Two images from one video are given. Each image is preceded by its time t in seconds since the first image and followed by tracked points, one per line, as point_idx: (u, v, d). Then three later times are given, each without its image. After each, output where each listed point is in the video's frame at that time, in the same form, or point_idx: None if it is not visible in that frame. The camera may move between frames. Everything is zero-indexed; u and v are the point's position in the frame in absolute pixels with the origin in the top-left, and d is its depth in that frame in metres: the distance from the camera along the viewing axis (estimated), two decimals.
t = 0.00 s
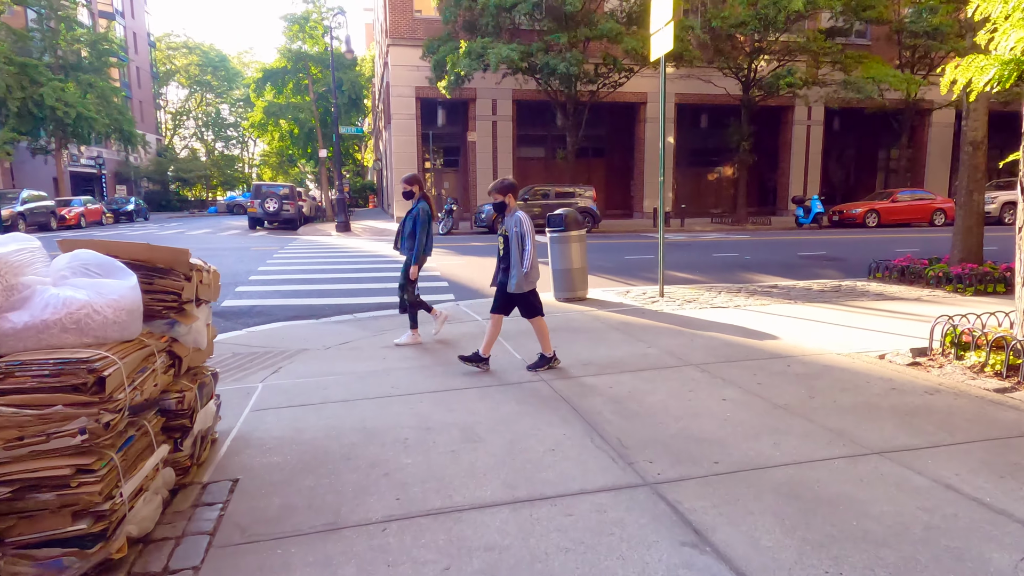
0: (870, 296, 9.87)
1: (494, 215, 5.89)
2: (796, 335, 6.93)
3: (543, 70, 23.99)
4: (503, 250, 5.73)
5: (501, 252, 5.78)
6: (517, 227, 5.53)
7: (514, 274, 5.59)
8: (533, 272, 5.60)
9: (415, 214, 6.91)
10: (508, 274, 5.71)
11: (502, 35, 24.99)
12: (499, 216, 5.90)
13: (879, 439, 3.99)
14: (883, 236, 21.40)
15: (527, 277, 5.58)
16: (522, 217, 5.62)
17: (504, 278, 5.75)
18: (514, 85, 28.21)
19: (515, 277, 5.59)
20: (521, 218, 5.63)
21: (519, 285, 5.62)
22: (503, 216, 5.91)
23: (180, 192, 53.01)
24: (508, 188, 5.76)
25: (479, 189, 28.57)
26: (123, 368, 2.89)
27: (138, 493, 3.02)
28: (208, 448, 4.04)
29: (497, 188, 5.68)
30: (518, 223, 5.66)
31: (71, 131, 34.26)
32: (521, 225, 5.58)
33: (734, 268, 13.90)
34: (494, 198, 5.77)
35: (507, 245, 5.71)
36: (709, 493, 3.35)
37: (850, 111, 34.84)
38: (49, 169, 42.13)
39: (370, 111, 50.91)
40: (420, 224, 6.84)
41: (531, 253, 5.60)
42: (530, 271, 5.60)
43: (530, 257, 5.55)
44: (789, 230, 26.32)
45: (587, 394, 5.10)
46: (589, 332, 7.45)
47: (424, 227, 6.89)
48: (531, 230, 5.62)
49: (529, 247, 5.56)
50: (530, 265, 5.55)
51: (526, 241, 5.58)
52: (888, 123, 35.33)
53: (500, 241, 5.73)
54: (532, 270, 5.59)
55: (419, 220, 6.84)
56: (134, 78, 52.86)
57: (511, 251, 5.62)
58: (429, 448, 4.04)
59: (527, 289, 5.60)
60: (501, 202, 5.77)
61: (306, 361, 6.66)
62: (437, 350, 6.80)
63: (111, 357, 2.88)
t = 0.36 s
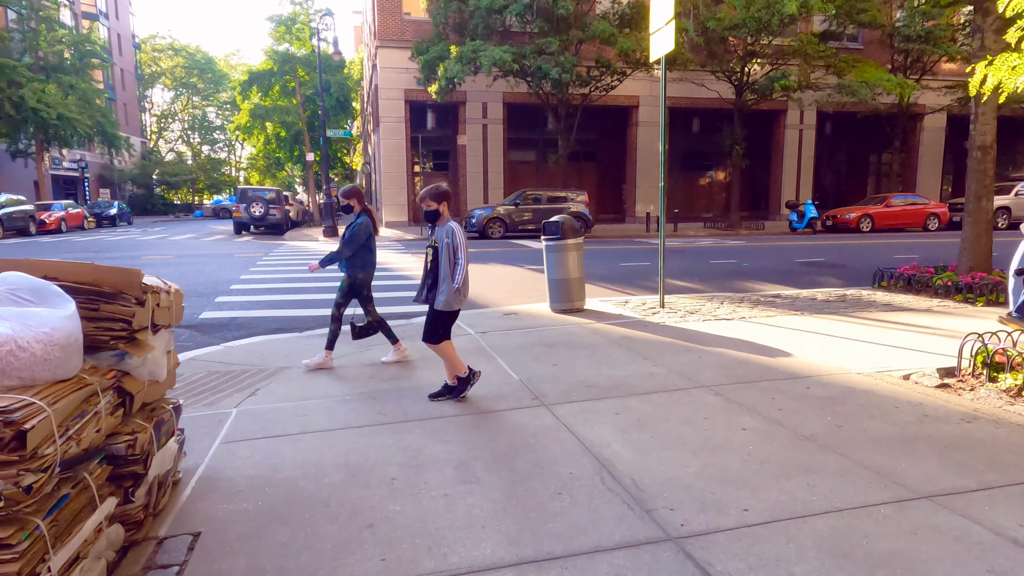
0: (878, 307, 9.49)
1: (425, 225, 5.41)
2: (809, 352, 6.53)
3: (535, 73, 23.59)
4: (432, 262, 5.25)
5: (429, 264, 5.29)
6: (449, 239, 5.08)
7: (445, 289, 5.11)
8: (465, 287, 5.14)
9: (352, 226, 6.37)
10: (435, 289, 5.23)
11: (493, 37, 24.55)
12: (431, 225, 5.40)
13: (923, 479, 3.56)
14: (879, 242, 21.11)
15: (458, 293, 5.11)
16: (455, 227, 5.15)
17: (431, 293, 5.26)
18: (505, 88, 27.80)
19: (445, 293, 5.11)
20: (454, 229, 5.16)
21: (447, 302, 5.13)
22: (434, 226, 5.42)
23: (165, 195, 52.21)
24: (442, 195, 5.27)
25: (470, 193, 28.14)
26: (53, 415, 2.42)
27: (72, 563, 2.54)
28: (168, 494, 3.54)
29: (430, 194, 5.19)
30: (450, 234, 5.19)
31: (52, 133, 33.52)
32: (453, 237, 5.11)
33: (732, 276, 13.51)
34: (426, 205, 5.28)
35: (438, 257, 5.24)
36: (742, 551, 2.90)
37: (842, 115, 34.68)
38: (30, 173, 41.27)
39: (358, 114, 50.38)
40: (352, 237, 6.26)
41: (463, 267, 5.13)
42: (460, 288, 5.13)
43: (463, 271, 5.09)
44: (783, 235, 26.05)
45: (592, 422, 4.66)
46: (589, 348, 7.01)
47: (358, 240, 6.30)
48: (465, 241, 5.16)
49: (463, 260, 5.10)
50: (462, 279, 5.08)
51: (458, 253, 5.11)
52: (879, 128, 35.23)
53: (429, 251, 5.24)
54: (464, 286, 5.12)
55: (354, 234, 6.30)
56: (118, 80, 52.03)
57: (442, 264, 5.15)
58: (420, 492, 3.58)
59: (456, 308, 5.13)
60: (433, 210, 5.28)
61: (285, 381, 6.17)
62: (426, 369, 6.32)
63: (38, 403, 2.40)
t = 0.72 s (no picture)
0: (894, 313, 9.07)
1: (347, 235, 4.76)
2: (831, 363, 6.09)
3: (532, 72, 23.18)
4: (353, 278, 4.61)
5: (352, 280, 4.65)
6: (369, 254, 4.43)
7: (367, 311, 4.47)
8: (391, 308, 4.50)
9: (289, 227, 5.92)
10: (358, 309, 4.59)
11: (490, 35, 24.12)
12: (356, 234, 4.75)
13: (985, 515, 3.13)
14: (882, 244, 20.73)
15: (382, 315, 4.47)
16: (378, 239, 4.50)
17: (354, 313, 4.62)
18: (502, 87, 27.37)
19: (367, 315, 4.46)
20: (377, 241, 4.51)
21: (371, 324, 4.48)
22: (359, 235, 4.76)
23: (157, 196, 51.64)
24: (364, 201, 4.60)
25: (466, 194, 27.68)
26: None
27: None
28: (121, 536, 3.07)
29: (351, 201, 4.53)
30: (373, 247, 4.53)
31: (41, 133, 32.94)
32: (376, 251, 4.46)
33: (738, 279, 13.08)
34: (347, 214, 4.61)
35: (360, 271, 4.59)
36: None
37: (841, 116, 34.33)
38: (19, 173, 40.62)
39: (353, 115, 49.94)
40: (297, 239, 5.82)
41: (388, 285, 4.48)
42: (385, 309, 4.48)
43: (386, 290, 4.44)
44: (784, 237, 25.65)
45: (604, 443, 4.21)
46: (595, 357, 6.55)
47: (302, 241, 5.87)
48: (389, 255, 4.52)
49: (387, 277, 4.46)
50: (387, 300, 4.44)
51: (382, 270, 4.47)
52: (879, 130, 34.92)
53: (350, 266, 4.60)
54: (389, 307, 4.48)
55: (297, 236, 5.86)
56: (111, 80, 51.47)
57: (363, 282, 4.50)
58: (412, 531, 3.13)
59: (380, 331, 4.49)
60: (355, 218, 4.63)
61: (267, 394, 5.68)
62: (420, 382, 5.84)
63: None
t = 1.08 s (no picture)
0: (908, 323, 8.71)
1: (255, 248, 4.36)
2: (854, 379, 5.72)
3: (528, 75, 22.80)
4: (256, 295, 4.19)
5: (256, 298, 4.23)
6: (262, 267, 4.00)
7: (263, 332, 4.05)
8: (292, 330, 4.05)
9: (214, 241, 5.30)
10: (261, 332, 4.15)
11: (485, 36, 23.71)
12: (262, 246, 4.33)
13: None
14: (882, 249, 20.45)
15: (280, 336, 4.02)
16: (276, 250, 4.07)
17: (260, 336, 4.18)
18: (497, 90, 26.99)
19: (266, 338, 4.03)
20: (274, 253, 4.07)
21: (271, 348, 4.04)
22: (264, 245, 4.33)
23: (148, 200, 51.06)
24: (266, 210, 4.23)
25: (460, 198, 27.26)
26: None
27: None
28: None
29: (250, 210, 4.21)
30: (270, 259, 4.09)
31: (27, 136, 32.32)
32: (271, 264, 4.02)
33: (742, 286, 12.71)
34: (248, 224, 4.27)
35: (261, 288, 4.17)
36: None
37: (838, 121, 34.12)
38: (6, 176, 39.93)
39: (346, 118, 49.53)
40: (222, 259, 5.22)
41: (285, 303, 4.01)
42: (285, 330, 4.02)
43: (283, 307, 3.99)
44: (782, 243, 25.39)
45: (622, 475, 3.81)
46: (602, 373, 6.16)
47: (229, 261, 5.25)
48: (288, 268, 4.07)
49: (284, 293, 4.02)
50: (283, 320, 3.98)
51: (278, 284, 4.03)
52: (876, 134, 34.73)
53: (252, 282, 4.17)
54: (288, 327, 4.01)
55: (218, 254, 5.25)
56: (101, 82, 50.82)
57: (263, 300, 4.09)
58: None
59: (280, 355, 4.03)
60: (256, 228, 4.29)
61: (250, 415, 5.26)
62: (417, 402, 5.43)
63: None
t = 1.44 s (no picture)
0: (919, 329, 8.40)
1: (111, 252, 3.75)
2: (877, 393, 5.36)
3: (518, 74, 22.42)
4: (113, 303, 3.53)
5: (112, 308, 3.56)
6: (131, 274, 3.39)
7: (123, 347, 3.38)
8: (161, 350, 3.44)
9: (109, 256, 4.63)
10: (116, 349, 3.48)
11: (474, 35, 23.27)
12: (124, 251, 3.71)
13: None
14: (877, 252, 20.26)
15: (145, 356, 3.40)
16: (147, 256, 3.46)
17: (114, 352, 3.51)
18: (485, 90, 26.57)
19: (124, 355, 3.37)
20: (145, 261, 3.46)
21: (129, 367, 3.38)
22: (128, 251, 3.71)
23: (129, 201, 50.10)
24: (130, 211, 3.64)
25: (448, 200, 26.81)
26: None
27: None
28: None
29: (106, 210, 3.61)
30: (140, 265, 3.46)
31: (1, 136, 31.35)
32: (143, 272, 3.41)
33: (740, 290, 12.38)
34: (105, 227, 3.65)
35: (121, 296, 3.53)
36: None
37: (827, 122, 34.02)
38: None
39: (331, 119, 48.88)
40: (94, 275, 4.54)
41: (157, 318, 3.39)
42: (152, 351, 3.40)
43: (152, 323, 3.37)
44: (773, 245, 25.16)
45: (645, 510, 3.41)
46: (609, 387, 5.76)
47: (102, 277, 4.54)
48: (163, 280, 3.46)
49: (157, 305, 3.40)
50: (153, 337, 3.36)
51: (148, 296, 3.41)
52: (864, 136, 34.69)
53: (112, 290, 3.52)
54: (157, 347, 3.40)
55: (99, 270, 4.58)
56: (79, 81, 49.74)
57: (125, 310, 3.44)
58: None
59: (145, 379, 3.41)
60: (116, 231, 3.68)
61: (228, 439, 4.79)
62: (411, 422, 5.01)
63: None
